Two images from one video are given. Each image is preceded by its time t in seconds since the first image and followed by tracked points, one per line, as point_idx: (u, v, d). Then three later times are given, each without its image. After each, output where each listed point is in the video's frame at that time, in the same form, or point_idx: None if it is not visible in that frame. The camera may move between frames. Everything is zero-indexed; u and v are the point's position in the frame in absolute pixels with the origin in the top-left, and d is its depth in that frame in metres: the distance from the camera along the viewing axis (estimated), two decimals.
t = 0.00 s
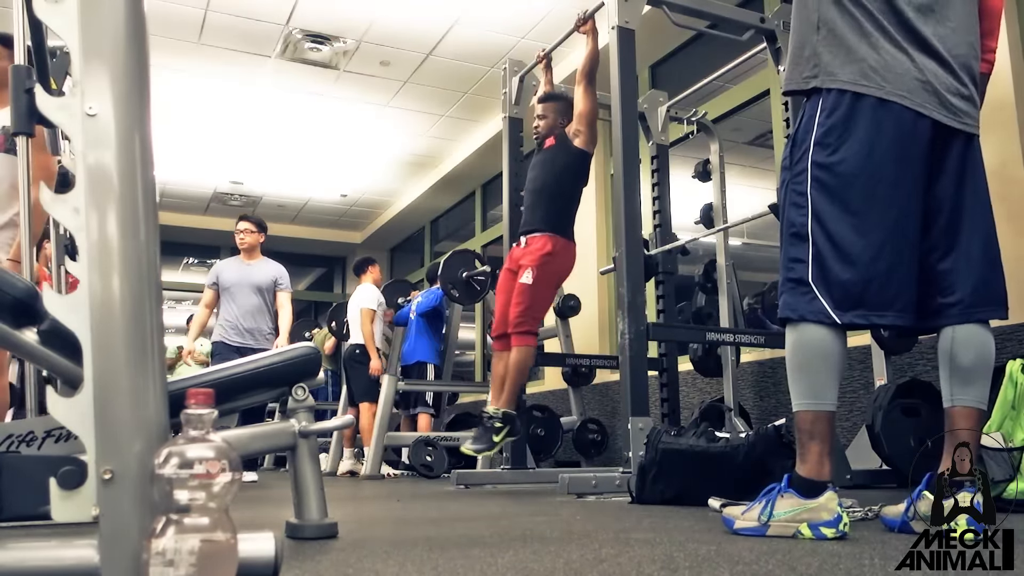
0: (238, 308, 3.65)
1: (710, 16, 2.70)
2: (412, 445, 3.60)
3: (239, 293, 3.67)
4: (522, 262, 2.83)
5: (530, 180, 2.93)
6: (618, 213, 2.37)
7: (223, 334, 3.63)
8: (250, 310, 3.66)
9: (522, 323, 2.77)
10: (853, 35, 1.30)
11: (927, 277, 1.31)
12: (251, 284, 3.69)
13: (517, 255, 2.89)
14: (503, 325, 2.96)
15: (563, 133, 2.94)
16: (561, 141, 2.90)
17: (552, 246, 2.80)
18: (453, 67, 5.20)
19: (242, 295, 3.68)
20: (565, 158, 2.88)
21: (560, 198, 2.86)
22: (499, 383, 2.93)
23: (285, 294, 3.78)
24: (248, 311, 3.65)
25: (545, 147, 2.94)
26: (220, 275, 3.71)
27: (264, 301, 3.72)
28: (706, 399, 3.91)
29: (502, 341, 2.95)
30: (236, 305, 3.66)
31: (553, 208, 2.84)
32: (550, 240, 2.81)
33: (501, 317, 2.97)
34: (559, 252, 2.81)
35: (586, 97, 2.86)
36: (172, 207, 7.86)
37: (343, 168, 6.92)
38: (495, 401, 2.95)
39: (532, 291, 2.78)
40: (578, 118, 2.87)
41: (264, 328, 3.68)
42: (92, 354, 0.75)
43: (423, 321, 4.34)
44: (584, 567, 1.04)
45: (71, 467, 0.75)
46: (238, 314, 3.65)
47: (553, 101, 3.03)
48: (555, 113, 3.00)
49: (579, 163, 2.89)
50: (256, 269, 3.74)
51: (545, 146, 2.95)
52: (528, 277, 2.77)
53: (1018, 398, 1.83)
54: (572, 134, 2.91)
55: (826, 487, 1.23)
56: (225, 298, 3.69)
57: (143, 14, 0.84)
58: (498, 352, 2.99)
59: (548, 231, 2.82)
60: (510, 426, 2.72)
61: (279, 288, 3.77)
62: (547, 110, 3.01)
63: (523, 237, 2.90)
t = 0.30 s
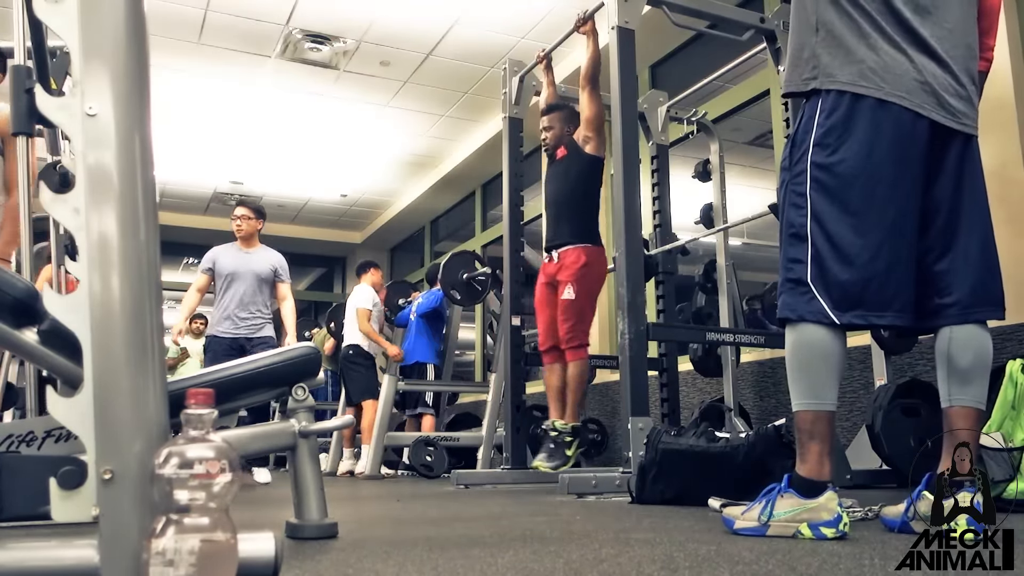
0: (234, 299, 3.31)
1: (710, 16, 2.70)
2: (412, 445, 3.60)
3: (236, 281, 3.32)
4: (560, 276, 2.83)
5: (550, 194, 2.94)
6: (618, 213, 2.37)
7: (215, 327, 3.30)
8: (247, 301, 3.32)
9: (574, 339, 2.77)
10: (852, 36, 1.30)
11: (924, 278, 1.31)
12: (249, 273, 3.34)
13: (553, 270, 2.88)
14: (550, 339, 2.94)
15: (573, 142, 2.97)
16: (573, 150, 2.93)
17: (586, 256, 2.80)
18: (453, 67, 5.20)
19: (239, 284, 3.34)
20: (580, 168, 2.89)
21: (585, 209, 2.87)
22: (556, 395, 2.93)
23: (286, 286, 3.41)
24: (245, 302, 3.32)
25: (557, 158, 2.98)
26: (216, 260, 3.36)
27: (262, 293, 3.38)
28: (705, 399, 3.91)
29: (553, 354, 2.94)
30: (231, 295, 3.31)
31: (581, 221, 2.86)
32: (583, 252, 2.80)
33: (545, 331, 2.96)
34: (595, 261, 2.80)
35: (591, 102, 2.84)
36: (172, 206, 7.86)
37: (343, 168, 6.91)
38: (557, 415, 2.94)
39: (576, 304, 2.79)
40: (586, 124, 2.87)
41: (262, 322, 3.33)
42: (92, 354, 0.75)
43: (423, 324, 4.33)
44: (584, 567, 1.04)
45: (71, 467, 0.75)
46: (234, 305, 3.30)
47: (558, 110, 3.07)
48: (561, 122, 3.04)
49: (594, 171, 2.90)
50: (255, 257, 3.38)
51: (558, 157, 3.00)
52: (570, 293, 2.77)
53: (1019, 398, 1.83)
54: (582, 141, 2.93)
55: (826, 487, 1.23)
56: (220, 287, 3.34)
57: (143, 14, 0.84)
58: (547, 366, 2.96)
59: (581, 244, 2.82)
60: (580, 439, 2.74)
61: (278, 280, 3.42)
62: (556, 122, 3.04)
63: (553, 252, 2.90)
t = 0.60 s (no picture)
0: (238, 294, 3.19)
1: (710, 16, 2.70)
2: (412, 445, 3.61)
3: (240, 275, 3.21)
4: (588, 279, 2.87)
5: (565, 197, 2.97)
6: (618, 213, 2.37)
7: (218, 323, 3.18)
8: (250, 296, 3.19)
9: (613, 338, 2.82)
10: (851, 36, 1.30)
11: (924, 278, 1.31)
12: (254, 267, 3.23)
13: (581, 274, 2.92)
14: (590, 340, 3.00)
15: (584, 142, 2.98)
16: (586, 151, 2.93)
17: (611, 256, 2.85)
18: (453, 67, 5.20)
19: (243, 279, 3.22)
20: (590, 170, 2.89)
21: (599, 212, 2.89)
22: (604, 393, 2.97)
23: (292, 282, 3.29)
24: (250, 297, 3.19)
25: (571, 160, 2.98)
26: (220, 254, 3.25)
27: (267, 287, 3.25)
28: (705, 399, 3.91)
29: (595, 354, 2.99)
30: (234, 290, 3.19)
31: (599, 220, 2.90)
32: (607, 252, 2.85)
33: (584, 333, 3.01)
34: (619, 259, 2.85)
35: (601, 102, 2.90)
36: (172, 206, 7.86)
37: (343, 168, 6.92)
38: (610, 411, 3.03)
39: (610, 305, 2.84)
40: (596, 123, 2.91)
41: (266, 318, 3.20)
42: (92, 355, 0.75)
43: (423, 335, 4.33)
44: (584, 567, 1.04)
45: (71, 467, 0.75)
46: (237, 300, 3.18)
47: (564, 111, 3.04)
48: (568, 123, 3.02)
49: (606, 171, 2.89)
50: (260, 251, 3.27)
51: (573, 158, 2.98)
52: (602, 296, 2.83)
53: (1018, 398, 1.83)
54: (593, 141, 2.95)
55: (826, 487, 1.23)
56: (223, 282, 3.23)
57: (143, 13, 0.84)
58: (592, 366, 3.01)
59: (604, 244, 2.87)
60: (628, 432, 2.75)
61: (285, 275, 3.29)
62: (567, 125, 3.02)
63: (576, 255, 2.95)
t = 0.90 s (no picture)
0: (241, 284, 3.01)
1: (710, 16, 2.70)
2: (412, 445, 3.61)
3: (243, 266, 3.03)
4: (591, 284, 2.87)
5: (568, 200, 2.96)
6: (618, 213, 2.37)
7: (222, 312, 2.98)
8: (254, 287, 3.01)
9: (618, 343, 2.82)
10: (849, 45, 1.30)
11: (924, 278, 1.31)
12: (258, 256, 3.05)
13: (583, 278, 2.93)
14: (594, 343, 3.01)
15: (585, 144, 2.95)
16: (586, 153, 2.90)
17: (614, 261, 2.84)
18: (453, 67, 5.20)
19: (247, 268, 3.04)
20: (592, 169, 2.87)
21: (601, 210, 2.88)
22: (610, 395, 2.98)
23: (299, 269, 3.10)
24: (254, 288, 3.02)
25: (572, 163, 2.95)
26: (224, 243, 3.09)
27: (272, 275, 3.06)
28: (705, 398, 3.91)
29: (600, 355, 3.00)
30: (238, 280, 3.02)
31: (601, 224, 2.89)
32: (609, 257, 2.85)
33: (588, 335, 3.02)
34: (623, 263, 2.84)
35: (599, 102, 2.88)
36: (172, 206, 7.86)
37: (343, 169, 6.92)
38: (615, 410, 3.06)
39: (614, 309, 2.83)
40: (596, 125, 2.88)
41: (271, 309, 3.02)
42: (92, 355, 0.75)
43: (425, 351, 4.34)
44: (584, 567, 1.04)
45: (72, 467, 0.75)
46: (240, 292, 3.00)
47: (568, 112, 3.06)
48: (572, 124, 3.03)
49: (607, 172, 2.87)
50: (266, 238, 3.09)
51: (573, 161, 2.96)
52: (605, 301, 2.82)
53: (1019, 398, 1.83)
54: (593, 143, 2.91)
55: (826, 487, 1.23)
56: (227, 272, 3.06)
57: (143, 13, 0.84)
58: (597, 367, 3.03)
59: (606, 249, 2.87)
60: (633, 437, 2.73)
61: (291, 262, 3.10)
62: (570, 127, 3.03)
63: (580, 259, 2.95)
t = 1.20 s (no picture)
0: (235, 281, 2.88)
1: (709, 16, 2.71)
2: (412, 445, 3.60)
3: (237, 263, 2.91)
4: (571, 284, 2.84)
5: (557, 201, 2.94)
6: (617, 213, 2.37)
7: (218, 311, 2.87)
8: (248, 285, 2.89)
9: (593, 346, 2.80)
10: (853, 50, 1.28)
11: (923, 278, 1.31)
12: (251, 251, 2.91)
13: (563, 279, 2.89)
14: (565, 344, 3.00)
15: (575, 145, 2.95)
16: (577, 154, 2.90)
17: (596, 264, 2.82)
18: (453, 68, 5.20)
19: (240, 264, 2.91)
20: (586, 172, 2.88)
21: (591, 213, 2.88)
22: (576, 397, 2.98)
23: (294, 263, 2.96)
24: (248, 286, 2.89)
25: (561, 164, 2.96)
26: (217, 238, 2.95)
27: (267, 271, 2.93)
28: (705, 398, 3.91)
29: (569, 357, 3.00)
30: (231, 277, 2.90)
31: (590, 224, 2.87)
32: (593, 259, 2.82)
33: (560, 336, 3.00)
34: (605, 267, 2.83)
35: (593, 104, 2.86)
36: (172, 206, 7.86)
37: (343, 169, 6.92)
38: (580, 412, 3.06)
39: (592, 312, 2.81)
40: (588, 126, 2.89)
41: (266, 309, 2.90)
42: (91, 356, 0.75)
43: (425, 365, 4.48)
44: (584, 567, 1.04)
45: (71, 467, 0.75)
46: (234, 291, 2.88)
47: (560, 115, 3.06)
48: (564, 126, 3.03)
49: (598, 175, 2.89)
50: (259, 231, 2.95)
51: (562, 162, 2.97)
52: (585, 302, 2.79)
53: (1019, 398, 1.83)
54: (583, 144, 2.93)
55: (826, 487, 1.23)
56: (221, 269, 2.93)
57: (144, 15, 0.84)
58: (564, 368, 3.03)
59: (592, 251, 2.84)
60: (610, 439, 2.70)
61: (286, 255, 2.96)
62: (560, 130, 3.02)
63: (562, 260, 2.90)
